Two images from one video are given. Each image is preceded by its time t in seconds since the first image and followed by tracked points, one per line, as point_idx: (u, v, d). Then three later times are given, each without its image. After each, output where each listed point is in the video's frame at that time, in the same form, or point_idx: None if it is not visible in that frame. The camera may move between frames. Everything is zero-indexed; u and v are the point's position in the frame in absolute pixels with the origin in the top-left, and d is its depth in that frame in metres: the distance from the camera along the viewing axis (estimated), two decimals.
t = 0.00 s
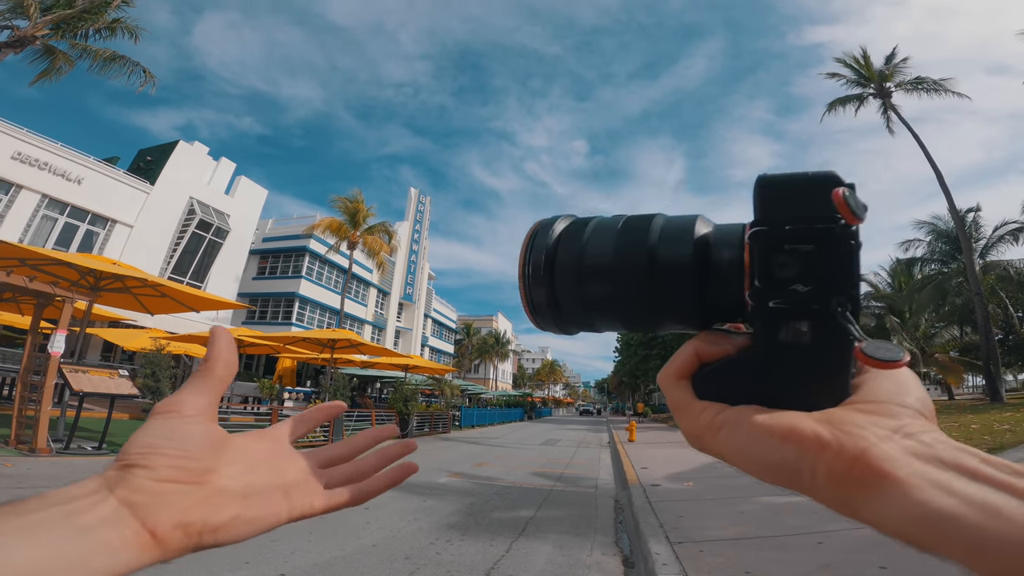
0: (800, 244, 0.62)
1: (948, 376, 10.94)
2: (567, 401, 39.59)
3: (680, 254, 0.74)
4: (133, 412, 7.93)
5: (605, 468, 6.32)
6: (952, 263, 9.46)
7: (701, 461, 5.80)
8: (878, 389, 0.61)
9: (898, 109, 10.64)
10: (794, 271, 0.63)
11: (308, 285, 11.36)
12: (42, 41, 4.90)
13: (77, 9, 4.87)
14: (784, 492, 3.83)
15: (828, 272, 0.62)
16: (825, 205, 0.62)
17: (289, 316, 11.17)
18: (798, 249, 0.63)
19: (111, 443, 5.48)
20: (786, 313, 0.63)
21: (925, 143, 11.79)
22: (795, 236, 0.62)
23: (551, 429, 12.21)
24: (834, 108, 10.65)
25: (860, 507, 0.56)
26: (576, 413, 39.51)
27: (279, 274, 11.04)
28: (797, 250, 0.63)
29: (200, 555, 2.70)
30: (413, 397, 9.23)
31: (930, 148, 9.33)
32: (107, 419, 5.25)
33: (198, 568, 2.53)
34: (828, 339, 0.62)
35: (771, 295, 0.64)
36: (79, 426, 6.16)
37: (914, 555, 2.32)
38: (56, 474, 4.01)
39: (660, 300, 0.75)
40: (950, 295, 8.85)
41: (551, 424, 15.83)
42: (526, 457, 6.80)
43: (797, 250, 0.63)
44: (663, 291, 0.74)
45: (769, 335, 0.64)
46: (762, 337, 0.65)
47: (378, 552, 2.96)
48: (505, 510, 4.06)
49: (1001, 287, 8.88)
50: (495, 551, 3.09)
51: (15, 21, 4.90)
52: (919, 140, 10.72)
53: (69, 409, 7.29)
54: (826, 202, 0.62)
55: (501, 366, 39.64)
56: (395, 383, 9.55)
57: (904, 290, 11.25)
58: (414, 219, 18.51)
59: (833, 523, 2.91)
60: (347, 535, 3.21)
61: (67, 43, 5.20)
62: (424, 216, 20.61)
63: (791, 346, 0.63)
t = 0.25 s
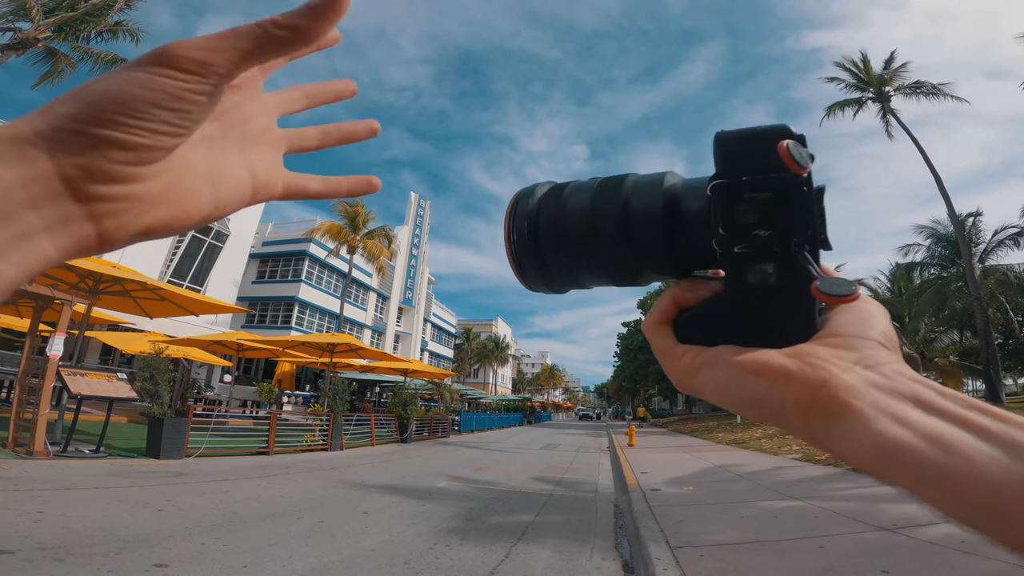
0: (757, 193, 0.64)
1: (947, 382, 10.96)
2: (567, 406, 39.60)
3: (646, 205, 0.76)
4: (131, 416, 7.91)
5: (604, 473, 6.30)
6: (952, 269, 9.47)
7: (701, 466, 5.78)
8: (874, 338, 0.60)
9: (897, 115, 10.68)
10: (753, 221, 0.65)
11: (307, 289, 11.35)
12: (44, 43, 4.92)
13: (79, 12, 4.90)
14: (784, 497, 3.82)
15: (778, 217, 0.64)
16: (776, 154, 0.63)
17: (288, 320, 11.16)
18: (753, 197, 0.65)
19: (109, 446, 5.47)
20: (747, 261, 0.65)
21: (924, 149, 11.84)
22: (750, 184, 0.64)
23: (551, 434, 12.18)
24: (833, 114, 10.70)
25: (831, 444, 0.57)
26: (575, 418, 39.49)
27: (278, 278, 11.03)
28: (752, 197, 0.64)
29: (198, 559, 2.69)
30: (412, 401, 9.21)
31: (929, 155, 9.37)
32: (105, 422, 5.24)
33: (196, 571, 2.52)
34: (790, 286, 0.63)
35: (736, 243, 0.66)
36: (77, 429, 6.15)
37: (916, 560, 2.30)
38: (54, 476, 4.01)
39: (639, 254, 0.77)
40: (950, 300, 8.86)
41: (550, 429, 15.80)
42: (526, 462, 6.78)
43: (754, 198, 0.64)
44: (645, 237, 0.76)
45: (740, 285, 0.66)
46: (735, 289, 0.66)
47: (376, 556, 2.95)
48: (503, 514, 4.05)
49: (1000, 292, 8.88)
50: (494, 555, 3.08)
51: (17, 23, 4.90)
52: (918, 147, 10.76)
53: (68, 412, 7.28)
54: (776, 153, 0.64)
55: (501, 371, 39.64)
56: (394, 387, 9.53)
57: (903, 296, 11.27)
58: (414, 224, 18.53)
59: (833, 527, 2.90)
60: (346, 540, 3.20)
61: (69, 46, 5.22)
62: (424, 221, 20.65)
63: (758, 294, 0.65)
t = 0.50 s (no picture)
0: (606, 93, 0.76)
1: (946, 387, 10.95)
2: (565, 411, 39.59)
3: (528, 129, 0.83)
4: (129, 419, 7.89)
5: (603, 478, 6.28)
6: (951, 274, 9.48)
7: (700, 471, 5.77)
8: (741, 102, 0.82)
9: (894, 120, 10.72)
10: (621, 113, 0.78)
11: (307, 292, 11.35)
12: (46, 46, 4.94)
13: (81, 14, 4.92)
14: (784, 501, 3.80)
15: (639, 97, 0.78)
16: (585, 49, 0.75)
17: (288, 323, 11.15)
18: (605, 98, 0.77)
19: (107, 450, 5.46)
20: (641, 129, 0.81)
21: (923, 154, 11.86)
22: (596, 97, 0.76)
23: (550, 439, 12.16)
24: (831, 118, 10.74)
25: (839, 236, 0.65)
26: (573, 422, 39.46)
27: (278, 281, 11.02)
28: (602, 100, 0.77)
29: (196, 562, 2.68)
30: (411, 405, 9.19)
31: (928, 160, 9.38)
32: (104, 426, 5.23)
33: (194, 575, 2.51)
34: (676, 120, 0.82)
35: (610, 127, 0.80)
36: (75, 433, 6.13)
37: (917, 563, 2.30)
38: (52, 479, 4.00)
39: (557, 163, 0.89)
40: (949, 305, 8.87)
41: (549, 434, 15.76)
42: (525, 467, 6.76)
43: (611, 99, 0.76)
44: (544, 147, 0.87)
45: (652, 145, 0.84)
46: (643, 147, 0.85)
47: (375, 560, 2.94)
48: (502, 519, 4.03)
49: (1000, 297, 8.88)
50: (493, 560, 3.07)
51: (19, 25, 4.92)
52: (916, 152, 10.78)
53: (66, 416, 7.26)
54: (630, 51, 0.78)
55: (499, 376, 39.61)
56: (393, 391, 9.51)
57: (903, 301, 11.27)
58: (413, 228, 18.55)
59: (834, 532, 2.90)
60: (345, 545, 3.19)
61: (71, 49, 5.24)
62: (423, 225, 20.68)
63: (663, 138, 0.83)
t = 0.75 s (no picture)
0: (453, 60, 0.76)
1: (943, 392, 10.97)
2: (564, 415, 39.60)
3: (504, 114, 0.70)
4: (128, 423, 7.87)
5: (602, 483, 6.26)
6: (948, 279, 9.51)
7: (699, 475, 5.75)
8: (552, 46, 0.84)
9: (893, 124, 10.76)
10: (479, 62, 0.75)
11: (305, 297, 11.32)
12: (47, 48, 4.95)
13: (82, 17, 4.93)
14: (783, 506, 3.80)
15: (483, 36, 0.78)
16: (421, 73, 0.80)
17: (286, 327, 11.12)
18: (463, 63, 0.75)
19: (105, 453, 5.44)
20: (517, 57, 0.76)
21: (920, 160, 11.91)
22: (439, 65, 0.74)
23: (549, 443, 12.12)
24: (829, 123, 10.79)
25: (756, 62, 0.61)
26: (572, 427, 39.48)
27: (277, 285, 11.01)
28: (444, 69, 0.73)
29: (192, 566, 2.67)
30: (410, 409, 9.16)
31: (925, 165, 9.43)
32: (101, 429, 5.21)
33: None
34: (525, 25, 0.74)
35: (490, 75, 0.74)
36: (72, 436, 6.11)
37: (915, 568, 2.29)
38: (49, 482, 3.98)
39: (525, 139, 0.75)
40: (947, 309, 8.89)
41: (548, 438, 15.73)
42: (523, 471, 6.74)
43: (460, 56, 0.75)
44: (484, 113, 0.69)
45: (543, 59, 0.75)
46: (546, 72, 0.75)
47: (373, 565, 2.93)
48: (499, 523, 4.01)
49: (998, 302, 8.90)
50: (491, 565, 3.06)
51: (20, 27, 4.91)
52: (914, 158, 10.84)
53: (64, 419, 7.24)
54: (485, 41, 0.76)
55: (498, 380, 39.61)
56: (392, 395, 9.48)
57: (901, 305, 11.30)
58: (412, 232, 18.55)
59: (833, 536, 2.89)
60: (342, 549, 3.17)
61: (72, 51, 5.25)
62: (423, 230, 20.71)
63: (545, 49, 0.75)
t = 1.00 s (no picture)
0: (431, 43, 0.72)
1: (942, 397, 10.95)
2: (563, 419, 39.59)
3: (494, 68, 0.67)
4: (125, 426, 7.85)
5: (601, 487, 6.25)
6: (946, 284, 9.53)
7: (698, 480, 5.74)
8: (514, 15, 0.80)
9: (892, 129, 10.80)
10: (456, 39, 0.70)
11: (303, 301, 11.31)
12: (48, 50, 4.95)
13: (84, 19, 4.94)
14: (782, 510, 3.79)
15: (454, 17, 0.73)
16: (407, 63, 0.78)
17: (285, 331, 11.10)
18: (440, 44, 0.71)
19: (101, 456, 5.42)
20: (487, 34, 0.70)
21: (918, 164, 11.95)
22: (418, 49, 0.71)
23: (548, 447, 12.09)
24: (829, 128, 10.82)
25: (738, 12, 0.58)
26: (570, 431, 39.46)
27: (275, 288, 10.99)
28: (424, 51, 0.70)
29: (189, 570, 2.66)
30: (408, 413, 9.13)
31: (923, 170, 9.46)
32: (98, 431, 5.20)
33: None
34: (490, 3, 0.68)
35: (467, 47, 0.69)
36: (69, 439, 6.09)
37: (914, 573, 2.29)
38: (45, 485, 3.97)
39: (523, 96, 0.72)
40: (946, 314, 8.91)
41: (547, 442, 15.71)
42: (522, 475, 6.72)
43: (435, 39, 0.71)
44: (470, 82, 0.65)
45: (514, 30, 0.70)
46: (519, 45, 0.69)
47: (371, 569, 2.91)
48: (497, 528, 4.00)
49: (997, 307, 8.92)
50: (490, 569, 3.05)
51: (21, 29, 4.92)
52: (913, 163, 10.87)
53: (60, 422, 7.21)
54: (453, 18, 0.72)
55: (497, 384, 39.59)
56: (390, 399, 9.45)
57: (899, 310, 11.31)
58: (412, 236, 18.56)
59: (831, 540, 2.89)
60: (339, 553, 3.16)
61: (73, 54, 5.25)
62: (422, 234, 20.73)
63: (513, 18, 0.70)
